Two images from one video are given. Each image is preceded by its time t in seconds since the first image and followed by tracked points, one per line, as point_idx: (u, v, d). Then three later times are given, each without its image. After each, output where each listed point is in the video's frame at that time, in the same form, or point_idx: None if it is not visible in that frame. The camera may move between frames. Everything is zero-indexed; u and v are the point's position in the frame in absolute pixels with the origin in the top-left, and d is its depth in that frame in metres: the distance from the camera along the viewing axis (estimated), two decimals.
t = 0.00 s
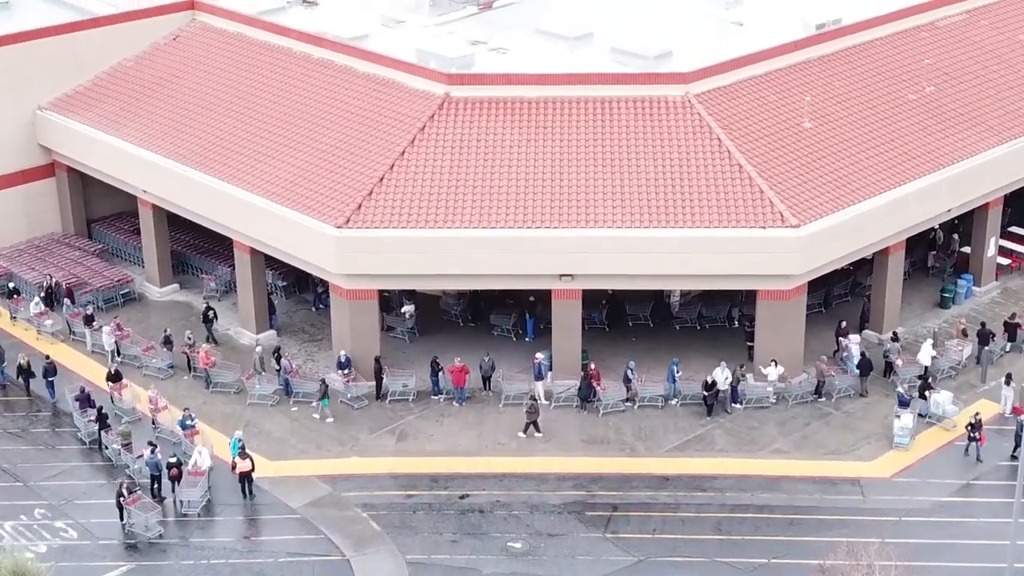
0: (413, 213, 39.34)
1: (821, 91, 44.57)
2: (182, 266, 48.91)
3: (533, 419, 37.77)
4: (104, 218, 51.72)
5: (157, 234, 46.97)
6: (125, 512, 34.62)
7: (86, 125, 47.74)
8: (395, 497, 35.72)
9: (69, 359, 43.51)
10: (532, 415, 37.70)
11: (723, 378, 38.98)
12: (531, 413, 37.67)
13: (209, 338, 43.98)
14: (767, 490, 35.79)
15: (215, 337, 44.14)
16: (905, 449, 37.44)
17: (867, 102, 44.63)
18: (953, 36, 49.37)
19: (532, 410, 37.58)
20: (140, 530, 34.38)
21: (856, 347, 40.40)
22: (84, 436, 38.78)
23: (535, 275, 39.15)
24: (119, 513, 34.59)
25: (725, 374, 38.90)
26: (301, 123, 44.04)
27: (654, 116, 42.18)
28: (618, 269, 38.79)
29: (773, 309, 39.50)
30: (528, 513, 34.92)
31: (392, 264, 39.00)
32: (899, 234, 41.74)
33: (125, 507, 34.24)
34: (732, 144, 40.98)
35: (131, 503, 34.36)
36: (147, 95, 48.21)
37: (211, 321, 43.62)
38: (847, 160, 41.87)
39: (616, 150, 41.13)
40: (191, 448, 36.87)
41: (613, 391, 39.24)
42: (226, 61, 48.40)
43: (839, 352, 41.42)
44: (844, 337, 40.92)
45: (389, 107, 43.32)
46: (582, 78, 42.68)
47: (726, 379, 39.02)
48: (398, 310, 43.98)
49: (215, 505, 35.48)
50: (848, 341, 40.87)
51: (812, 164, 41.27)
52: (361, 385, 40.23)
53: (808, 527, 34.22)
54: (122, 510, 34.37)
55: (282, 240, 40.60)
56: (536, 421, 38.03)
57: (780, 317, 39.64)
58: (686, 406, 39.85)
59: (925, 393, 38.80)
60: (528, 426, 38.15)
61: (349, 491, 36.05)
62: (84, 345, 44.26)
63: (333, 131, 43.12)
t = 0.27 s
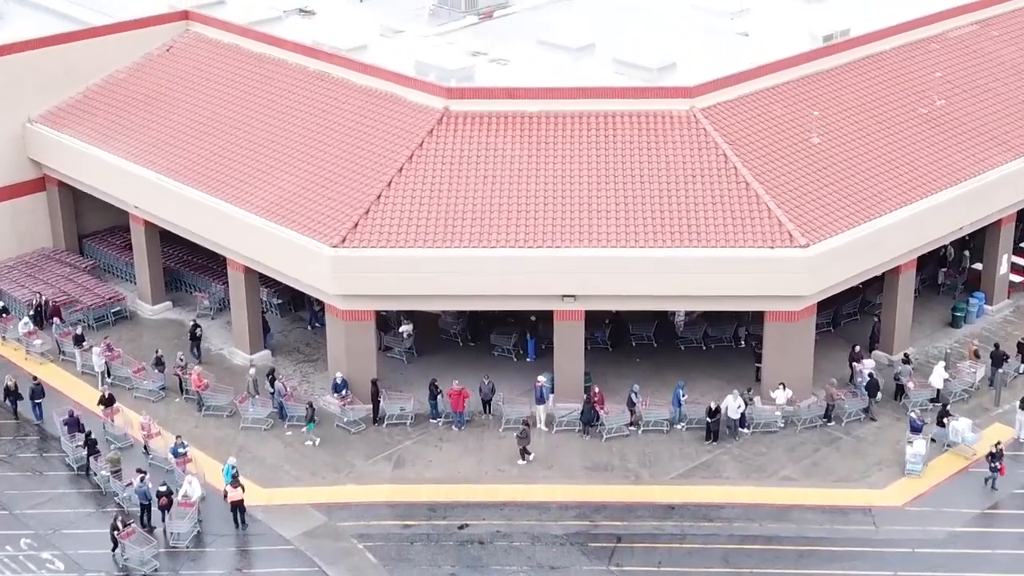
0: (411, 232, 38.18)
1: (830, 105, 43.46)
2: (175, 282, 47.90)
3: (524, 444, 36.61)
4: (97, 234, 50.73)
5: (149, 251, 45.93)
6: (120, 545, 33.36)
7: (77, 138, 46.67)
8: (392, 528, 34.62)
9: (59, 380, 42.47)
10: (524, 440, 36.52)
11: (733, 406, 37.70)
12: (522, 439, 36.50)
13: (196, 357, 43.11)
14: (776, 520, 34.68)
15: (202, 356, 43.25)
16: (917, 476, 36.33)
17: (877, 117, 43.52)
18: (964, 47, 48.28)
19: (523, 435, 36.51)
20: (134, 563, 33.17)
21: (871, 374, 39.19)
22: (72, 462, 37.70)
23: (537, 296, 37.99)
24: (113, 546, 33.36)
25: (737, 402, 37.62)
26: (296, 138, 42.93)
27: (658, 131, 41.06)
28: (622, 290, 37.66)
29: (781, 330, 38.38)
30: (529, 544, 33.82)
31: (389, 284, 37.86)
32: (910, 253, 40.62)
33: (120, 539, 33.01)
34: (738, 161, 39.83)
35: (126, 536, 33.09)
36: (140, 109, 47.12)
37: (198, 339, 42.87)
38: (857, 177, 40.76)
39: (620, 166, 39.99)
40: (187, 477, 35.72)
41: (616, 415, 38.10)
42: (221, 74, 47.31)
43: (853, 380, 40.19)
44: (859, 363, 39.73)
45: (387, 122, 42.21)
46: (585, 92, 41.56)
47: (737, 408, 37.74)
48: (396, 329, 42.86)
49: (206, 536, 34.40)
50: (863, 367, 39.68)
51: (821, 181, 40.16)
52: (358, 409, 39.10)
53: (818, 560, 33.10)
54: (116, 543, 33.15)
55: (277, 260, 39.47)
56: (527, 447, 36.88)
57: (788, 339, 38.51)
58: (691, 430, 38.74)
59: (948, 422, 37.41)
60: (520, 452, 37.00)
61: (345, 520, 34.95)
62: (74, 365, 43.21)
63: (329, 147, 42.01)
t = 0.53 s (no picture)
0: (409, 257, 36.99)
1: (840, 124, 42.30)
2: (167, 304, 46.84)
3: (514, 477, 35.46)
4: (87, 253, 49.77)
5: (140, 273, 44.80)
6: None
7: (66, 157, 45.52)
8: (388, 565, 33.44)
9: (47, 408, 41.29)
10: (513, 473, 35.36)
11: (744, 446, 36.08)
12: (512, 471, 35.40)
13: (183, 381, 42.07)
14: (786, 558, 33.49)
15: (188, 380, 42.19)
16: (931, 510, 35.16)
17: (888, 135, 42.36)
18: (975, 63, 47.15)
19: (512, 466, 35.40)
20: None
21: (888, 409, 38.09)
22: (59, 494, 36.53)
23: (538, 323, 36.80)
24: None
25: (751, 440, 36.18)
26: (291, 158, 41.75)
27: (663, 152, 39.88)
28: (627, 317, 36.47)
29: (790, 359, 37.19)
30: None
31: (386, 311, 36.65)
32: (922, 278, 39.45)
33: None
34: (746, 183, 38.65)
35: None
36: (131, 127, 45.95)
37: (184, 363, 41.65)
38: (868, 199, 39.58)
39: (625, 188, 38.83)
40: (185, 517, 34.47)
41: (621, 447, 36.93)
42: (214, 91, 46.15)
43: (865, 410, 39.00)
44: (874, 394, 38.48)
45: (384, 141, 41.03)
46: (588, 111, 40.39)
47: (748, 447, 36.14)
48: (393, 355, 41.68)
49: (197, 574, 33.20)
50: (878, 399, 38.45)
51: (831, 204, 38.98)
52: (353, 438, 37.92)
53: None
54: None
55: (270, 285, 38.27)
56: (517, 479, 35.75)
57: (797, 368, 37.32)
58: (698, 461, 37.56)
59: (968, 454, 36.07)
60: (511, 484, 35.91)
61: (339, 558, 33.78)
62: (63, 392, 42.08)
63: (324, 167, 40.83)
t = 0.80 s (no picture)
0: (406, 268, 36.02)
1: (848, 130, 41.31)
2: (159, 312, 45.89)
3: (506, 492, 34.65)
4: (78, 259, 48.87)
5: (131, 281, 43.81)
6: None
7: (56, 163, 44.52)
8: None
9: (37, 421, 40.32)
10: (505, 489, 34.59)
11: (753, 469, 34.83)
12: (504, 487, 34.60)
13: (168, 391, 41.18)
14: None
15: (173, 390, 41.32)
16: (943, 529, 34.19)
17: (897, 142, 41.37)
18: (986, 67, 46.18)
19: (504, 484, 34.58)
20: None
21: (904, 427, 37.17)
22: (46, 511, 35.55)
23: (539, 337, 35.82)
24: None
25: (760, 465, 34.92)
26: (286, 165, 40.75)
27: (668, 160, 38.88)
28: (630, 330, 35.49)
29: (798, 373, 36.24)
30: None
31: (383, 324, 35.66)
32: (933, 289, 38.47)
33: None
34: (752, 191, 37.67)
35: None
36: (123, 132, 44.94)
37: (168, 373, 40.72)
38: (877, 209, 38.60)
39: (628, 197, 37.86)
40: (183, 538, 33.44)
41: (624, 463, 35.81)
42: (208, 95, 45.14)
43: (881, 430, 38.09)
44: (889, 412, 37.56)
45: (381, 148, 40.02)
46: (590, 118, 39.38)
47: (757, 471, 34.87)
48: (390, 366, 40.70)
49: None
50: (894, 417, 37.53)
51: (840, 214, 37.98)
52: (349, 454, 36.96)
53: None
54: None
55: (264, 296, 37.28)
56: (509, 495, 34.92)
57: (805, 382, 36.36)
58: (703, 478, 36.60)
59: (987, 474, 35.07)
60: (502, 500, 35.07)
61: None
62: (52, 404, 41.11)
63: (320, 175, 39.82)
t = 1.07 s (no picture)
0: (405, 242, 35.12)
1: (857, 98, 40.31)
2: (153, 282, 45.02)
3: (497, 471, 33.92)
4: (70, 228, 47.98)
5: (124, 251, 42.89)
6: None
7: (47, 130, 43.52)
8: (382, 569, 31.75)
9: (28, 395, 39.54)
10: (496, 468, 33.85)
11: (760, 458, 33.69)
12: (495, 466, 33.86)
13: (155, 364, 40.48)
14: (801, 562, 31.80)
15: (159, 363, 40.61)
16: (952, 510, 33.46)
17: (907, 111, 40.38)
18: (998, 33, 45.11)
19: (495, 462, 33.84)
20: None
21: (917, 409, 36.13)
22: (37, 489, 34.82)
23: (540, 312, 35.00)
24: None
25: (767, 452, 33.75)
26: (281, 133, 39.77)
27: (673, 129, 37.92)
28: (634, 305, 34.66)
29: (806, 349, 35.44)
30: None
31: (380, 299, 34.82)
32: (943, 262, 37.60)
33: None
34: (760, 162, 36.69)
35: None
36: (114, 98, 43.90)
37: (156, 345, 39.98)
38: (887, 180, 37.66)
39: (632, 169, 36.92)
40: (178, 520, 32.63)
41: (627, 441, 35.06)
42: (201, 60, 44.07)
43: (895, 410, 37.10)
44: (903, 393, 36.55)
45: (379, 117, 39.04)
46: (593, 86, 38.39)
47: (764, 459, 33.70)
48: (388, 339, 39.90)
49: None
50: (908, 399, 36.51)
51: (848, 185, 37.06)
52: (347, 430, 36.21)
53: None
54: None
55: (259, 270, 36.40)
56: (500, 474, 34.21)
57: (812, 358, 35.57)
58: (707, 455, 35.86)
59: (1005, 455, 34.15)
60: (493, 479, 34.34)
61: (331, 560, 32.10)
62: (43, 377, 40.33)
63: (316, 144, 38.85)
